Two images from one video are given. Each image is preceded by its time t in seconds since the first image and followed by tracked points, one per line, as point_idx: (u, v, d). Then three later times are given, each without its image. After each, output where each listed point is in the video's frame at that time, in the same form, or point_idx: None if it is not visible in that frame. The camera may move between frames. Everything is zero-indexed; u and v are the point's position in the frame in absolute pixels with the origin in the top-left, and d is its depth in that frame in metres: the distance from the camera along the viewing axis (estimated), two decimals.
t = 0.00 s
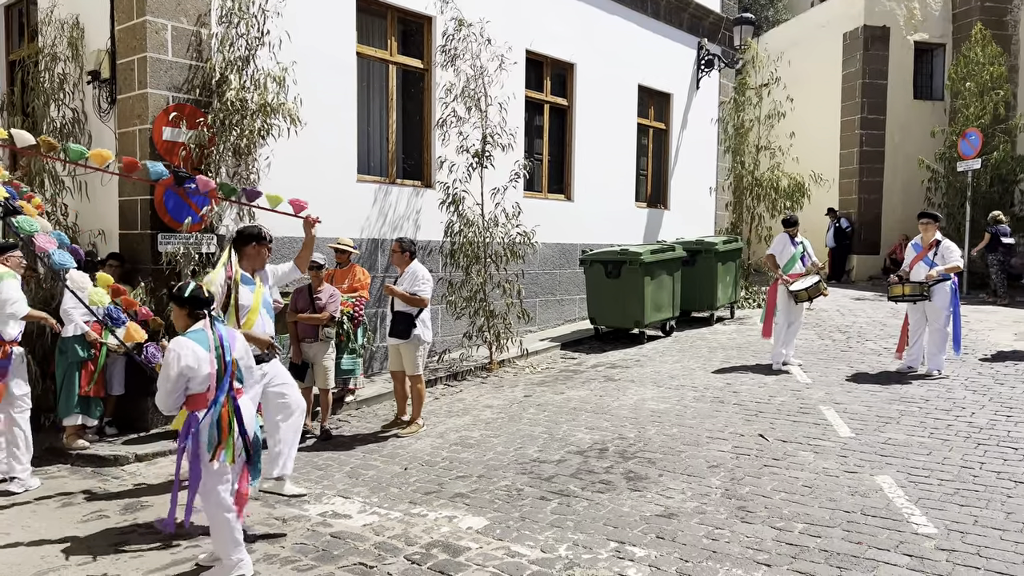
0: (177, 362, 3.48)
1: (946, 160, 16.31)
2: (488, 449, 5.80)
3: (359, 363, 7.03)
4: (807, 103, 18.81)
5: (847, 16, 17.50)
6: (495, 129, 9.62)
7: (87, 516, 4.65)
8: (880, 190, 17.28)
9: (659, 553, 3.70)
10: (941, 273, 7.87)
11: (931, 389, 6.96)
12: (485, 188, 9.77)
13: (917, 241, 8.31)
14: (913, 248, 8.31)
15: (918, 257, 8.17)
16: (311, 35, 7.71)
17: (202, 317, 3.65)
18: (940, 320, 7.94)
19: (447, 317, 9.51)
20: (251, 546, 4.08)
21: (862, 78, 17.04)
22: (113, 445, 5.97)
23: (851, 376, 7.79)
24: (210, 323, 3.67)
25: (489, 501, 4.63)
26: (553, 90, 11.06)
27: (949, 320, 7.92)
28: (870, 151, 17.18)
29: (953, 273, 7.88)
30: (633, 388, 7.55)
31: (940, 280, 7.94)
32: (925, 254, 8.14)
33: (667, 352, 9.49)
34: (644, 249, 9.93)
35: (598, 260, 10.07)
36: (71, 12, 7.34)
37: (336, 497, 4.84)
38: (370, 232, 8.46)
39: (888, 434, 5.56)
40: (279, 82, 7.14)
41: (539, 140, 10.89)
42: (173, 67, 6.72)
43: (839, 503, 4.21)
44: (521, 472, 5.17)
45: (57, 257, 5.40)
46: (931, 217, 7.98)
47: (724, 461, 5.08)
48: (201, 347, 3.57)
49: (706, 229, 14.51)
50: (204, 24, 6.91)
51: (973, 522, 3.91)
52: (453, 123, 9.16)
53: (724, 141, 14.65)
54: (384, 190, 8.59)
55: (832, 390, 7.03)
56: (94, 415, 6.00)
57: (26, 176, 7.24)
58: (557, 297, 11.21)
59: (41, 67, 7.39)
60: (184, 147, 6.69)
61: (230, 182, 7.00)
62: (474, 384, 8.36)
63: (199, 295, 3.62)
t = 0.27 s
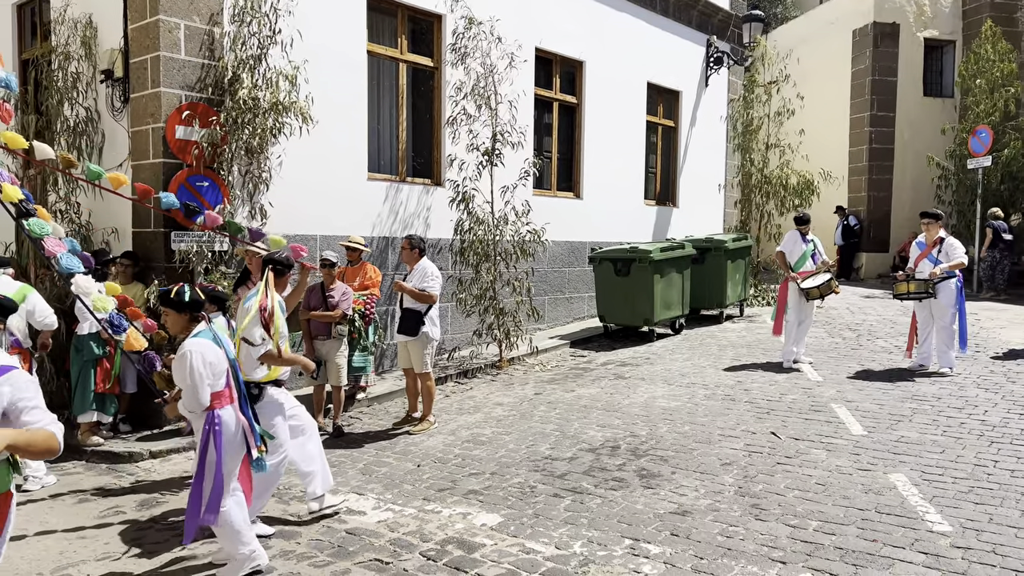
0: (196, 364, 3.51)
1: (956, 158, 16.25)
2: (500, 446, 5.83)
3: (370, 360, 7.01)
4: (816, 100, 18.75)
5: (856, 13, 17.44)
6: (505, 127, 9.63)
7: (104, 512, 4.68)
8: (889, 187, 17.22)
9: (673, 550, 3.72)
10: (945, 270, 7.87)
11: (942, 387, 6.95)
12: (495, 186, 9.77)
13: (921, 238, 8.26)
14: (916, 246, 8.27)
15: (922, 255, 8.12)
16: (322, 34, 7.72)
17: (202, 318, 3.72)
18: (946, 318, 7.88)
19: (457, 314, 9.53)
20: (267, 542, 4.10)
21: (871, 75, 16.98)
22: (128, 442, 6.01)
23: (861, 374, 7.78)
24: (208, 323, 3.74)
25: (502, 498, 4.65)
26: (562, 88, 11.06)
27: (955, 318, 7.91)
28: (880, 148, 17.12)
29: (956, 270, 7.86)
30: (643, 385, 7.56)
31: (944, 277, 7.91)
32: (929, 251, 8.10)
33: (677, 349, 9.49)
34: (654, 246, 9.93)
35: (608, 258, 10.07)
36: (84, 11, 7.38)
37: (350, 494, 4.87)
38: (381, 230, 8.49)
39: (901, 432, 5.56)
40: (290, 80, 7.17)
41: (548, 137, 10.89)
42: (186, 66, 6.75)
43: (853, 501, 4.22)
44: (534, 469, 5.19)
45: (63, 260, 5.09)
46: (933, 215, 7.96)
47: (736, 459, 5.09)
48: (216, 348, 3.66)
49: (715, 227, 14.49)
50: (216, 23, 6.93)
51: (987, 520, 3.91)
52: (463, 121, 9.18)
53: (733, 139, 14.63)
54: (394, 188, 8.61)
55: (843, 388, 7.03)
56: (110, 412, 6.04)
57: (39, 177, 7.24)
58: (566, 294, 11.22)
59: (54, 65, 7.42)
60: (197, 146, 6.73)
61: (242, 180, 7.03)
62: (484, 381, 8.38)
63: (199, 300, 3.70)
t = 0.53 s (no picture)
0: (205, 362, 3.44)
1: (977, 154, 16.08)
2: (519, 442, 5.84)
3: (388, 356, 7.09)
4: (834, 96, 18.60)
5: (875, 7, 17.28)
6: (522, 124, 9.64)
7: (128, 505, 4.74)
8: (908, 183, 17.08)
9: (695, 547, 3.72)
10: (961, 267, 7.83)
11: (963, 384, 6.90)
12: (512, 182, 9.77)
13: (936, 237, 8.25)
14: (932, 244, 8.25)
15: (937, 254, 8.12)
16: (341, 31, 7.75)
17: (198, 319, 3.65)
18: (959, 316, 7.85)
19: (473, 311, 9.55)
20: (289, 535, 4.14)
21: (890, 70, 16.83)
22: (150, 436, 6.07)
23: (881, 371, 7.74)
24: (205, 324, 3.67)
25: (522, 494, 4.66)
26: (579, 84, 11.04)
27: (971, 316, 7.87)
28: (899, 143, 16.97)
29: (972, 266, 7.84)
30: (661, 382, 7.56)
31: (960, 275, 7.87)
32: (945, 249, 8.08)
33: (695, 346, 9.47)
34: (671, 243, 9.90)
35: (624, 254, 10.05)
36: (105, 9, 7.44)
37: (370, 489, 4.90)
38: (399, 226, 8.52)
39: (922, 429, 5.52)
40: (309, 77, 7.20)
41: (564, 133, 10.88)
42: (206, 63, 6.80)
43: (875, 499, 4.20)
44: (553, 465, 5.20)
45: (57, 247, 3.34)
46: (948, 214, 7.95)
47: (756, 455, 5.08)
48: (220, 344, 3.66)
49: (732, 223, 14.42)
50: (236, 21, 6.98)
51: (1011, 518, 3.88)
52: (480, 117, 9.21)
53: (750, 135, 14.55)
54: (412, 184, 8.64)
55: (862, 385, 7.00)
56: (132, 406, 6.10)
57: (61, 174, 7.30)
58: (582, 291, 11.22)
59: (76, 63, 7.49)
60: (217, 143, 6.78)
61: (262, 177, 7.07)
62: (501, 377, 8.41)
63: (197, 297, 3.70)
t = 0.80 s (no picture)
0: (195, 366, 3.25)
1: (1007, 149, 15.84)
2: (545, 438, 5.85)
3: (414, 352, 7.11)
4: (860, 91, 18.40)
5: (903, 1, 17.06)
6: (547, 120, 9.64)
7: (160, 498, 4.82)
8: (936, 180, 16.86)
9: (724, 544, 3.71)
10: (990, 264, 7.72)
11: (995, 383, 6.81)
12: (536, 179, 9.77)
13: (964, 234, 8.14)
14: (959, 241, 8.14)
15: (965, 251, 8.01)
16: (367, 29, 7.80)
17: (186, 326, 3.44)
18: (987, 313, 7.75)
19: (497, 307, 9.56)
20: (320, 529, 4.18)
21: (918, 65, 16.62)
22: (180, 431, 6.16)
23: (909, 369, 7.66)
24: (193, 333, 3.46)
25: (549, 490, 4.67)
26: (603, 81, 11.02)
27: (999, 313, 7.75)
28: (926, 139, 16.76)
29: (1002, 262, 7.73)
30: (686, 379, 7.53)
31: (989, 271, 7.77)
32: (973, 246, 7.97)
33: (720, 344, 9.42)
34: (696, 240, 9.86)
35: (649, 251, 10.02)
36: (135, 10, 7.54)
37: (398, 484, 4.93)
38: (424, 223, 8.56)
39: (953, 428, 5.46)
40: (336, 76, 7.26)
41: (588, 130, 10.87)
42: (235, 62, 6.87)
43: (906, 497, 4.16)
44: (580, 461, 5.20)
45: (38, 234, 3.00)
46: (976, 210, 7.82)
47: (784, 453, 5.05)
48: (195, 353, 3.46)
49: (757, 220, 14.32)
50: (264, 20, 7.04)
51: None
52: (505, 115, 9.22)
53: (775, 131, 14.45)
54: (437, 181, 8.67)
55: (891, 383, 6.92)
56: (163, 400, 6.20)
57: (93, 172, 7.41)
58: (606, 288, 11.20)
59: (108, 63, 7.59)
60: (245, 141, 6.87)
61: (289, 175, 7.14)
62: (525, 374, 8.42)
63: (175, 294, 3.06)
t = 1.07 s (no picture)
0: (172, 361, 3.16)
1: None
2: (574, 435, 5.85)
3: (442, 348, 7.21)
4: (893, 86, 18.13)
5: None
6: (576, 117, 9.62)
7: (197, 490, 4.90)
8: (971, 176, 16.56)
9: (758, 542, 3.69)
10: None
11: None
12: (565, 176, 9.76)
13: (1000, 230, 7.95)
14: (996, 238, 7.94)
15: (1003, 248, 7.81)
16: (398, 27, 7.85)
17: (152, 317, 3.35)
18: None
19: (525, 304, 9.57)
20: (352, 523, 4.22)
21: (953, 60, 16.33)
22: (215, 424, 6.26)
23: (945, 368, 7.54)
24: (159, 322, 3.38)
25: (580, 486, 4.67)
26: (632, 77, 10.97)
27: None
28: (962, 135, 16.47)
29: None
30: (717, 377, 7.48)
31: None
32: (1011, 243, 7.77)
33: (750, 342, 9.34)
34: (726, 237, 9.78)
35: (678, 248, 9.96)
36: (170, 10, 7.65)
37: (429, 478, 4.96)
38: (453, 220, 8.59)
39: (991, 428, 5.37)
40: (367, 74, 7.31)
41: (617, 127, 10.83)
42: (268, 61, 6.94)
43: (943, 497, 4.10)
44: (610, 458, 5.19)
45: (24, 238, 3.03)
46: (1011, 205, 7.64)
47: (818, 452, 5.00)
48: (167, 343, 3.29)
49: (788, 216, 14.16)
50: (296, 19, 7.10)
51: None
52: (534, 112, 9.22)
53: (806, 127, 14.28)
54: (465, 178, 8.70)
55: (926, 382, 6.82)
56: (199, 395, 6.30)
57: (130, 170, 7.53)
58: (634, 286, 11.16)
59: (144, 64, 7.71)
60: (278, 139, 6.94)
61: (321, 172, 7.20)
62: (554, 371, 8.42)
63: (149, 290, 3.21)
